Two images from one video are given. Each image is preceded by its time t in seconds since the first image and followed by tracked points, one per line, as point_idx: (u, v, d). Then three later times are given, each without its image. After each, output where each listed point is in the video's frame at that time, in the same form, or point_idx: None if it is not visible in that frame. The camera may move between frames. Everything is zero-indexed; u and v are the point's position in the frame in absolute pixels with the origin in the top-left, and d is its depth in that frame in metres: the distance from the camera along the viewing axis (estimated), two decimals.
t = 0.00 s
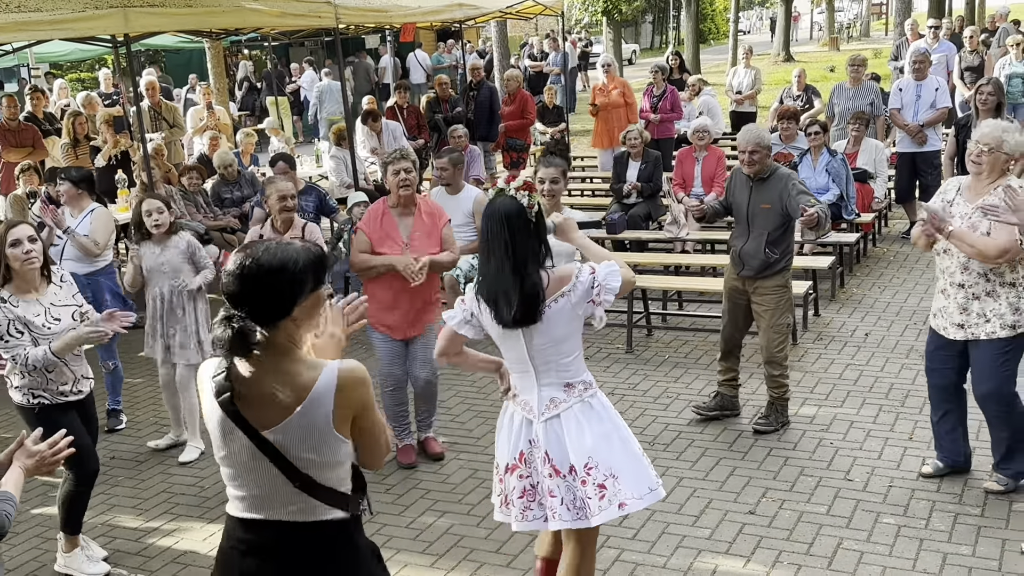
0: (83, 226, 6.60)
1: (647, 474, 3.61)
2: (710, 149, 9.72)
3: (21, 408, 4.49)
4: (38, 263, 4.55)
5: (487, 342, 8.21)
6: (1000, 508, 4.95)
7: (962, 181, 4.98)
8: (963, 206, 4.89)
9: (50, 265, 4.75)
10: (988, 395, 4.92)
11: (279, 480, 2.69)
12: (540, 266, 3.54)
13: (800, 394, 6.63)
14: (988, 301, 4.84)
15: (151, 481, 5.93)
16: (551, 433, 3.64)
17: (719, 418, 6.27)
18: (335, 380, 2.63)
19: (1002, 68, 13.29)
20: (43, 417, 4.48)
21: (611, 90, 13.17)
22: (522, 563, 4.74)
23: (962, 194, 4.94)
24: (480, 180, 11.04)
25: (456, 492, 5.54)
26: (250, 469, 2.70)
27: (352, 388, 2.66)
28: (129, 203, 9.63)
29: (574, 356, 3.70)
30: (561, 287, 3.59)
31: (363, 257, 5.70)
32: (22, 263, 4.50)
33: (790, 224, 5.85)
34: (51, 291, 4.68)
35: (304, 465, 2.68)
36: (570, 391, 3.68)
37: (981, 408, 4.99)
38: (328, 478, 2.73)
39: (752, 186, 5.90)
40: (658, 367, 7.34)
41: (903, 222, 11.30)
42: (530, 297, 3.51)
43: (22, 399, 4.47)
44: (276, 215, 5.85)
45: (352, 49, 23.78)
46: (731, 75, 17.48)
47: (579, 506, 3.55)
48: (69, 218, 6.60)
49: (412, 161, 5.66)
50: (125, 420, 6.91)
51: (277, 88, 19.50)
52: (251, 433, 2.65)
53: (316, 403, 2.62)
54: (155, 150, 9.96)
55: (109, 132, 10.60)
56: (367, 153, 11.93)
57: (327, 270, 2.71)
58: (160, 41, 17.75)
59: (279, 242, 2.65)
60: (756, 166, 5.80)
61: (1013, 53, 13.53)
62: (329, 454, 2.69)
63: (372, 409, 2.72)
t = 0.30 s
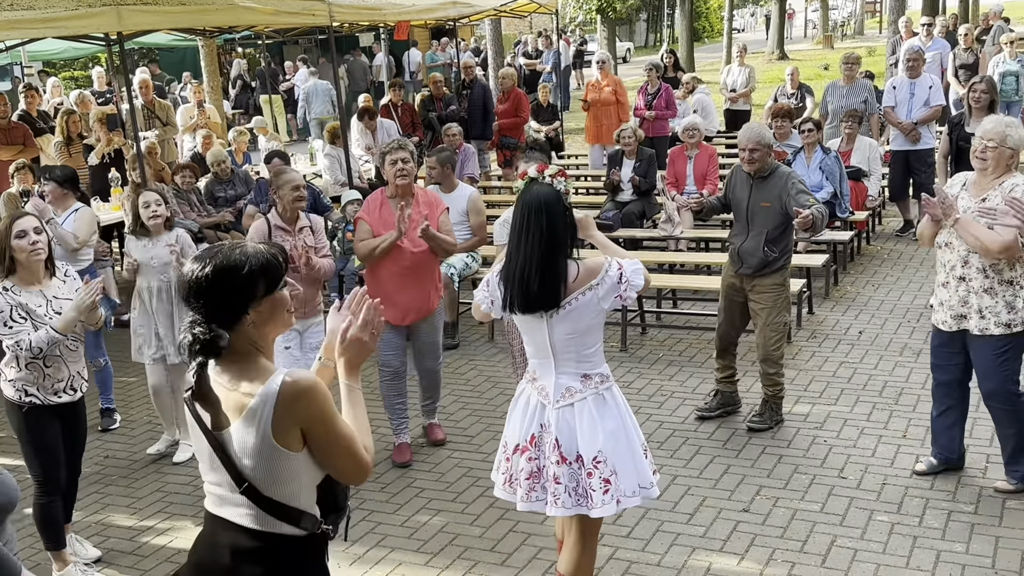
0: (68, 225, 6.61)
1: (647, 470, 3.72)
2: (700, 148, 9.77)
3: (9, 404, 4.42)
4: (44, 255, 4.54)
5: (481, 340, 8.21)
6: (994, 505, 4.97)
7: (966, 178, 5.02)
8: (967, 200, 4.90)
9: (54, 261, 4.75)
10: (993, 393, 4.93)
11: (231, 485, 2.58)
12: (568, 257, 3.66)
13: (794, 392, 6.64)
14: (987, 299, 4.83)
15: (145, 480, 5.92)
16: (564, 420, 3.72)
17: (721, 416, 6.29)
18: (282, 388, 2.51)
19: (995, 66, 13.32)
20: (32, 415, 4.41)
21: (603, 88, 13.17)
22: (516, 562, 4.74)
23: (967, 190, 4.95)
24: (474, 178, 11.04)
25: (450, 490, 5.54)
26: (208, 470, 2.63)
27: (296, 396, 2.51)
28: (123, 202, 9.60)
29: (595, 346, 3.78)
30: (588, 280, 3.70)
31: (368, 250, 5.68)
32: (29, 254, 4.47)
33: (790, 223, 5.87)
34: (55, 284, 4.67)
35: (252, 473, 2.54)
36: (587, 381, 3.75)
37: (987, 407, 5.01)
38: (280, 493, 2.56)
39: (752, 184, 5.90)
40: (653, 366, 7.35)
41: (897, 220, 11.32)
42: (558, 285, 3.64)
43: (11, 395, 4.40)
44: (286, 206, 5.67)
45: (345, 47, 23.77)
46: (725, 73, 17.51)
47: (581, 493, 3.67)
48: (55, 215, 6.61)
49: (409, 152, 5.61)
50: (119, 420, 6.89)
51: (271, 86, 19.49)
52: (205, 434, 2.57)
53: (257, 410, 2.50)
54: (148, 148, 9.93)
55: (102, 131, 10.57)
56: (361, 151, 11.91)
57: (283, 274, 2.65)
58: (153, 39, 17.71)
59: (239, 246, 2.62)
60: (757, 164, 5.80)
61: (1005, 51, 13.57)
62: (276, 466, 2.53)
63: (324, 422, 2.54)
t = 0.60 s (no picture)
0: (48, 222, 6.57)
1: (635, 467, 3.73)
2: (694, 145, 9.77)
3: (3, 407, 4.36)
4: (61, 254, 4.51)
5: (476, 337, 8.21)
6: (988, 502, 4.98)
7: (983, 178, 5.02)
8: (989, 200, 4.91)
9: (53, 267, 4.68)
10: (1012, 393, 4.94)
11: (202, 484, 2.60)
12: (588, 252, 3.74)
13: (788, 389, 6.65)
14: (1011, 300, 4.80)
15: (139, 478, 5.91)
16: (557, 405, 3.83)
17: (709, 415, 6.28)
18: (242, 392, 2.49)
19: (989, 63, 13.35)
20: (25, 419, 4.35)
21: (595, 86, 13.14)
22: (510, 559, 4.74)
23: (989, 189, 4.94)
24: (467, 175, 11.03)
25: (444, 488, 5.53)
26: (185, 468, 2.66)
27: (256, 401, 2.48)
28: (115, 200, 9.56)
29: (600, 340, 3.83)
30: (595, 281, 3.74)
31: (372, 249, 5.66)
32: (51, 250, 4.43)
33: (774, 220, 5.87)
34: (57, 288, 4.59)
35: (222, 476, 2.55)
36: (585, 373, 3.81)
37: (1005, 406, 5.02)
38: (249, 496, 2.56)
39: (737, 181, 5.89)
40: (647, 363, 7.35)
41: (890, 217, 11.34)
42: (580, 274, 3.71)
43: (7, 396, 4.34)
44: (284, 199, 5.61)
45: (339, 44, 23.74)
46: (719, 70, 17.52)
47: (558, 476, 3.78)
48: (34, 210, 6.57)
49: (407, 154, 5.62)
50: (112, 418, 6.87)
51: (264, 84, 19.45)
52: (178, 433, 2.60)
53: (219, 413, 2.50)
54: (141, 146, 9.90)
55: (95, 128, 10.53)
56: (355, 149, 11.89)
57: (251, 277, 2.59)
58: (145, 37, 17.67)
59: (212, 248, 2.58)
60: (742, 160, 5.80)
61: (998, 48, 13.60)
62: (242, 470, 2.53)
63: (288, 426, 2.50)
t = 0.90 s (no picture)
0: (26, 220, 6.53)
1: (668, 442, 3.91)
2: (688, 142, 9.78)
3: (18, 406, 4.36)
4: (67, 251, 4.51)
5: (470, 334, 8.22)
6: (981, 497, 4.99)
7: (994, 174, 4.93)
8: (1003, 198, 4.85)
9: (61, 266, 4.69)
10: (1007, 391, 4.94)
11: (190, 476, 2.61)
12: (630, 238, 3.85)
13: (781, 384, 6.67)
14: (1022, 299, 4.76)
15: (132, 476, 5.90)
16: (599, 392, 3.89)
17: (702, 411, 6.29)
18: (226, 391, 2.47)
19: (982, 59, 13.38)
20: (40, 417, 4.35)
21: (589, 83, 13.13)
22: (505, 555, 4.75)
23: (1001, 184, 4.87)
24: (462, 172, 11.03)
25: (439, 484, 5.54)
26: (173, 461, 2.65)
27: (242, 401, 2.46)
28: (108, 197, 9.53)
29: (630, 327, 3.97)
30: (644, 265, 3.90)
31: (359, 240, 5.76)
32: (59, 248, 4.44)
33: (751, 214, 5.89)
34: (66, 286, 4.62)
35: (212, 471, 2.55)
36: (625, 357, 3.94)
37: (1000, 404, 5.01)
38: (237, 491, 2.56)
39: (713, 177, 5.90)
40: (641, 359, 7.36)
41: (883, 214, 11.36)
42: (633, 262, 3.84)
43: (22, 396, 4.35)
44: (280, 202, 5.57)
45: (333, 41, 23.71)
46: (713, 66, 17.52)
47: (607, 460, 3.85)
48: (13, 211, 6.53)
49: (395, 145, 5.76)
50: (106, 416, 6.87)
51: (258, 81, 19.41)
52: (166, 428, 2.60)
53: (206, 411, 2.49)
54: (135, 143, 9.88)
55: (88, 125, 10.51)
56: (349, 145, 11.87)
57: (231, 273, 2.58)
58: (138, 33, 17.61)
59: (193, 250, 2.57)
60: (718, 155, 5.81)
61: (991, 45, 13.61)
62: (230, 467, 2.52)
63: (278, 424, 2.49)
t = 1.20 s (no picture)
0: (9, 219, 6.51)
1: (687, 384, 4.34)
2: (683, 140, 9.79)
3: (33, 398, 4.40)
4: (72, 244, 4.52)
5: (465, 331, 8.22)
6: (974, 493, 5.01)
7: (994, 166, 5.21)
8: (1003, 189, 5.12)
9: (69, 254, 4.69)
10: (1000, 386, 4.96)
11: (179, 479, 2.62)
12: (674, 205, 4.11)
13: (774, 381, 6.68)
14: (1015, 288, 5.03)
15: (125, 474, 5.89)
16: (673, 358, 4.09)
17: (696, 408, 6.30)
18: (217, 402, 2.47)
19: (975, 57, 13.42)
20: (53, 409, 4.39)
21: (583, 80, 13.15)
22: (498, 553, 4.75)
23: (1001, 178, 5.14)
24: (456, 169, 11.03)
25: (433, 482, 5.54)
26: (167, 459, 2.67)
27: (230, 414, 2.46)
28: (102, 194, 9.51)
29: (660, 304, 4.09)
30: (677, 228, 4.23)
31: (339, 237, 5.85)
32: (64, 243, 4.44)
33: (742, 204, 5.87)
34: (74, 277, 4.61)
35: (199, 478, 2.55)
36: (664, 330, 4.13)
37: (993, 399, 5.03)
38: (218, 503, 2.55)
39: (703, 169, 5.89)
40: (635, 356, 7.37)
41: (877, 211, 11.39)
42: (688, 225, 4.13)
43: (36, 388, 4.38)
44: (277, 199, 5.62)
45: (327, 38, 23.67)
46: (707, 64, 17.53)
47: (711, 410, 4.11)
48: None
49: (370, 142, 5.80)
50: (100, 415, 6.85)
51: (251, 78, 19.38)
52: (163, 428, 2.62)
53: (195, 420, 2.49)
54: (128, 141, 9.87)
55: (81, 123, 10.49)
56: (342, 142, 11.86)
57: (230, 275, 2.60)
58: (131, 30, 17.56)
59: (196, 250, 2.59)
60: (707, 146, 5.84)
61: (984, 42, 13.65)
62: (214, 480, 2.51)
63: (265, 444, 2.48)
